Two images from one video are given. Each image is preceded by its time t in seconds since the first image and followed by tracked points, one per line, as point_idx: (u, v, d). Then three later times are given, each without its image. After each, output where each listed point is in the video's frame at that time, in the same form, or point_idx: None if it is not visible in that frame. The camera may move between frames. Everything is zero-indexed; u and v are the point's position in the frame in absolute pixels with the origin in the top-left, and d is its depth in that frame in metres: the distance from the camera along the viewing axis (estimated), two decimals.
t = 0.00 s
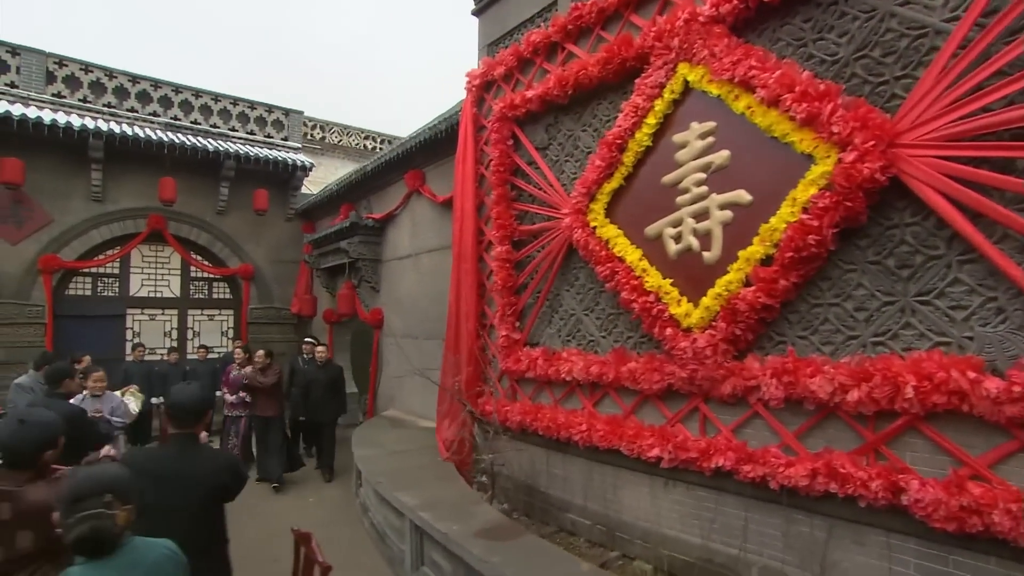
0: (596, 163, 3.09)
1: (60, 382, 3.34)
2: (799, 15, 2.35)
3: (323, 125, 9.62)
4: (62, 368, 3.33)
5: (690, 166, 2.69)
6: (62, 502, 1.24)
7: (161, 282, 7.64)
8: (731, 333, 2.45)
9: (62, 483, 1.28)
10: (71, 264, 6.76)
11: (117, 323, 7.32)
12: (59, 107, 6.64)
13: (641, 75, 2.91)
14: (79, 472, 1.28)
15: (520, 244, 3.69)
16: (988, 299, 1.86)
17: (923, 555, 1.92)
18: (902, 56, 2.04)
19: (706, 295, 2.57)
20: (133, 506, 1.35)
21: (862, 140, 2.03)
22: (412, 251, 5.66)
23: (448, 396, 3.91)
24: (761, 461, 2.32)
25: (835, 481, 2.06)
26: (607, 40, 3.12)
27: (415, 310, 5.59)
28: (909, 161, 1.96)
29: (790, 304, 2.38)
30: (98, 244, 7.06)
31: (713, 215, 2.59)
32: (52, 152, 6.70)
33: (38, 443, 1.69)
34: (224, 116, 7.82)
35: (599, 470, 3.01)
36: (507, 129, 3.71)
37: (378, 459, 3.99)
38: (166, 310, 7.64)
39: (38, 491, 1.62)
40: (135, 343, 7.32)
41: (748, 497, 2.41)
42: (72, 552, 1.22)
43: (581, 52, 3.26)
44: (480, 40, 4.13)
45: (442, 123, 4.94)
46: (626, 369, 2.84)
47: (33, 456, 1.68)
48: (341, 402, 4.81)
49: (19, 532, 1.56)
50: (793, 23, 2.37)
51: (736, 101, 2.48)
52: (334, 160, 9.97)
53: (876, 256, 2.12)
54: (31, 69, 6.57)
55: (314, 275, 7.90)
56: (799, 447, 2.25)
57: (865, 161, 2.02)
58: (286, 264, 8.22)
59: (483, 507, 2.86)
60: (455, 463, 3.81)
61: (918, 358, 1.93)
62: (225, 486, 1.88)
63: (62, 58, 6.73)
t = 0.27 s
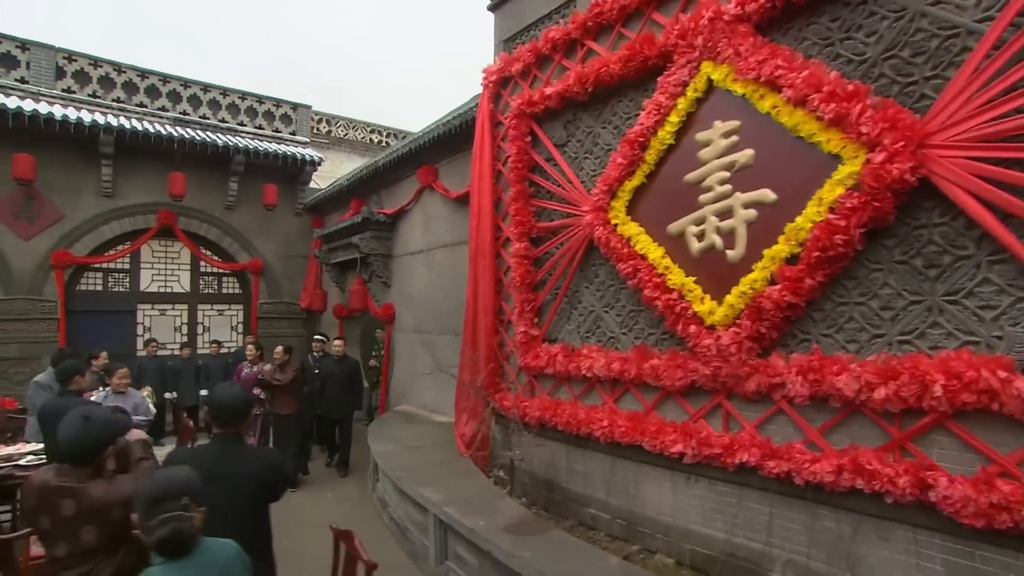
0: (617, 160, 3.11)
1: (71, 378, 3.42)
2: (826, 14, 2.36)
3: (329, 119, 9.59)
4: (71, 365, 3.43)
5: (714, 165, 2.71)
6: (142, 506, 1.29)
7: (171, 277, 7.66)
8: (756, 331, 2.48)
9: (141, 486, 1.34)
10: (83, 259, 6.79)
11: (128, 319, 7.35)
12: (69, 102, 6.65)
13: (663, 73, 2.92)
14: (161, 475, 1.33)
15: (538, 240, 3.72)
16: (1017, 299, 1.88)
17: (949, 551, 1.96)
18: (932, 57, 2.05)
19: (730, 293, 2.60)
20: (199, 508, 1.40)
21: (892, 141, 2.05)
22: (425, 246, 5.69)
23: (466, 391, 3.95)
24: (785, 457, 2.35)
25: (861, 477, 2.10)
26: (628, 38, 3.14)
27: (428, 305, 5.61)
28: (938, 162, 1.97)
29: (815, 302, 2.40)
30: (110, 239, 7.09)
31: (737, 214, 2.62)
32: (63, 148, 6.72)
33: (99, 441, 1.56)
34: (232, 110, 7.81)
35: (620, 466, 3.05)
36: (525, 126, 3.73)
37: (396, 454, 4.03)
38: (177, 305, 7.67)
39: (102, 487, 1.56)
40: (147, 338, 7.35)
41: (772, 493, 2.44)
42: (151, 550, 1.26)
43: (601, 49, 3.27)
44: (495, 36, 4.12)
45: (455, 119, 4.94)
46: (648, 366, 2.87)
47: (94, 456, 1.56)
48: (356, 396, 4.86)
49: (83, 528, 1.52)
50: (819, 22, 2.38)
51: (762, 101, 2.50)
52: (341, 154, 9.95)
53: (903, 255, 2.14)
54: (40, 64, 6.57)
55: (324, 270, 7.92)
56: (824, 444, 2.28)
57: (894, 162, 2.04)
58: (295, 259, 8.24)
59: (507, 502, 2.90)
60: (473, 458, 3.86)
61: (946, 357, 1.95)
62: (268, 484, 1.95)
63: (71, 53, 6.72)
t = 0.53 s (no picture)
0: (647, 157, 3.14)
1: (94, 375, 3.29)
2: (863, 12, 2.37)
3: (339, 111, 9.57)
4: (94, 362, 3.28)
5: (746, 162, 2.74)
6: (245, 506, 1.30)
7: (185, 270, 7.70)
8: (790, 326, 2.52)
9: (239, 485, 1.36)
10: (99, 253, 6.83)
11: (144, 312, 7.40)
12: (84, 96, 6.66)
13: (695, 70, 2.95)
14: (262, 475, 1.36)
15: (564, 235, 3.76)
16: None
17: (984, 542, 2.01)
18: (973, 56, 2.07)
19: (763, 289, 2.64)
20: (299, 509, 1.41)
21: (932, 141, 2.07)
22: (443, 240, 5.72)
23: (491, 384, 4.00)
24: (819, 450, 2.40)
25: (897, 471, 2.14)
26: (657, 34, 3.15)
27: (446, 298, 5.65)
28: (980, 162, 1.99)
29: (850, 299, 2.43)
30: (126, 233, 7.13)
31: (770, 211, 2.64)
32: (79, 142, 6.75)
33: (179, 435, 1.66)
34: (245, 103, 7.81)
35: (649, 458, 3.10)
36: (551, 121, 3.75)
37: (422, 446, 4.09)
38: (192, 298, 7.72)
39: (177, 482, 1.64)
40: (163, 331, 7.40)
41: (804, 485, 2.50)
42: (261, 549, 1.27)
43: (629, 45, 3.28)
44: (518, 30, 4.12)
45: (475, 113, 4.95)
46: (679, 360, 2.92)
47: (173, 451, 1.65)
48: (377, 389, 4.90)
49: (158, 520, 1.60)
50: (856, 20, 2.39)
51: (797, 99, 2.52)
52: (351, 145, 9.94)
53: (940, 253, 2.17)
54: (55, 58, 6.58)
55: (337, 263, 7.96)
56: (858, 437, 2.32)
57: (935, 162, 2.06)
58: (308, 251, 8.27)
59: (539, 494, 2.95)
60: (499, 450, 3.92)
61: (985, 354, 1.99)
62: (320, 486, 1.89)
63: (86, 47, 6.72)
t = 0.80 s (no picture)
0: (667, 152, 3.17)
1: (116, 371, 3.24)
2: (889, 9, 2.39)
3: (345, 104, 9.55)
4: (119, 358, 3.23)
5: (768, 159, 2.76)
6: (319, 501, 1.31)
7: (195, 264, 7.72)
8: (812, 321, 2.55)
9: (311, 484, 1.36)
10: (110, 247, 6.86)
11: (155, 305, 7.43)
12: (94, 89, 6.66)
13: (717, 66, 2.97)
14: (337, 470, 1.36)
15: (581, 230, 3.79)
16: None
17: (1005, 534, 2.05)
18: (1002, 54, 2.09)
19: (785, 284, 2.67)
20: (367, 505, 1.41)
21: (960, 139, 2.09)
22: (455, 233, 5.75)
23: (509, 377, 4.05)
24: (841, 443, 2.44)
25: (920, 464, 2.18)
26: (678, 30, 3.17)
27: (459, 291, 5.69)
28: (1008, 160, 2.02)
29: (872, 295, 2.47)
30: (136, 226, 7.14)
31: (792, 207, 2.67)
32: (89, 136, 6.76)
33: (221, 433, 1.66)
34: (253, 96, 7.80)
35: (669, 451, 3.15)
36: (569, 116, 3.77)
37: (439, 439, 4.13)
38: (202, 291, 7.74)
39: (225, 476, 1.66)
40: (174, 324, 7.44)
41: (824, 477, 2.54)
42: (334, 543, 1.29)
43: (650, 41, 3.30)
44: (535, 24, 4.13)
45: (490, 106, 4.95)
46: (700, 355, 2.96)
47: (217, 447, 1.66)
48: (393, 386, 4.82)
49: (208, 515, 1.64)
50: (882, 17, 2.41)
51: (821, 97, 2.53)
52: (357, 138, 9.93)
53: (965, 250, 2.20)
54: (65, 51, 6.57)
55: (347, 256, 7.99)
56: (880, 431, 2.36)
57: (962, 160, 2.09)
58: (317, 245, 8.30)
59: (561, 486, 3.00)
60: (517, 443, 3.97)
61: (1009, 349, 2.02)
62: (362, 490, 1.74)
63: (95, 40, 6.71)
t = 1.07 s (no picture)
0: (688, 148, 3.21)
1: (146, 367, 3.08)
2: (915, 7, 2.42)
3: (350, 95, 9.52)
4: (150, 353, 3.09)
5: (790, 155, 2.80)
6: (396, 492, 1.37)
7: (204, 256, 7.73)
8: (834, 315, 2.60)
9: (388, 479, 1.40)
10: (120, 239, 6.87)
11: (164, 298, 7.44)
12: (102, 81, 6.64)
13: (739, 62, 3.00)
14: (414, 464, 1.42)
15: (599, 223, 3.84)
16: None
17: None
18: None
19: (807, 279, 2.72)
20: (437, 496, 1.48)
21: (987, 137, 2.13)
22: (467, 226, 5.78)
23: (527, 369, 4.11)
24: (862, 434, 2.49)
25: (942, 454, 2.24)
26: (700, 25, 3.20)
27: (471, 284, 5.73)
28: None
29: (894, 289, 2.51)
30: (145, 219, 7.15)
31: (814, 203, 2.71)
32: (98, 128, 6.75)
33: (269, 427, 1.70)
34: (260, 87, 7.77)
35: (688, 441, 3.22)
36: (587, 110, 3.80)
37: (457, 430, 4.19)
38: (211, 284, 7.76)
39: (274, 471, 1.65)
40: (183, 316, 7.47)
41: (844, 467, 2.60)
42: (412, 532, 1.34)
43: (670, 36, 3.33)
44: (551, 18, 4.14)
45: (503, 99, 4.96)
46: (721, 347, 3.01)
47: (264, 442, 1.70)
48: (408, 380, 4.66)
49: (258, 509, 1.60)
50: (908, 14, 2.44)
51: (845, 94, 2.57)
52: (362, 130, 9.91)
53: (989, 246, 2.25)
54: (72, 43, 6.54)
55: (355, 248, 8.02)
56: (901, 422, 2.41)
57: (988, 157, 2.12)
58: (325, 237, 8.32)
59: (584, 477, 3.06)
60: (534, 434, 4.03)
61: None
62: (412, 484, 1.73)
63: (102, 31, 6.68)
